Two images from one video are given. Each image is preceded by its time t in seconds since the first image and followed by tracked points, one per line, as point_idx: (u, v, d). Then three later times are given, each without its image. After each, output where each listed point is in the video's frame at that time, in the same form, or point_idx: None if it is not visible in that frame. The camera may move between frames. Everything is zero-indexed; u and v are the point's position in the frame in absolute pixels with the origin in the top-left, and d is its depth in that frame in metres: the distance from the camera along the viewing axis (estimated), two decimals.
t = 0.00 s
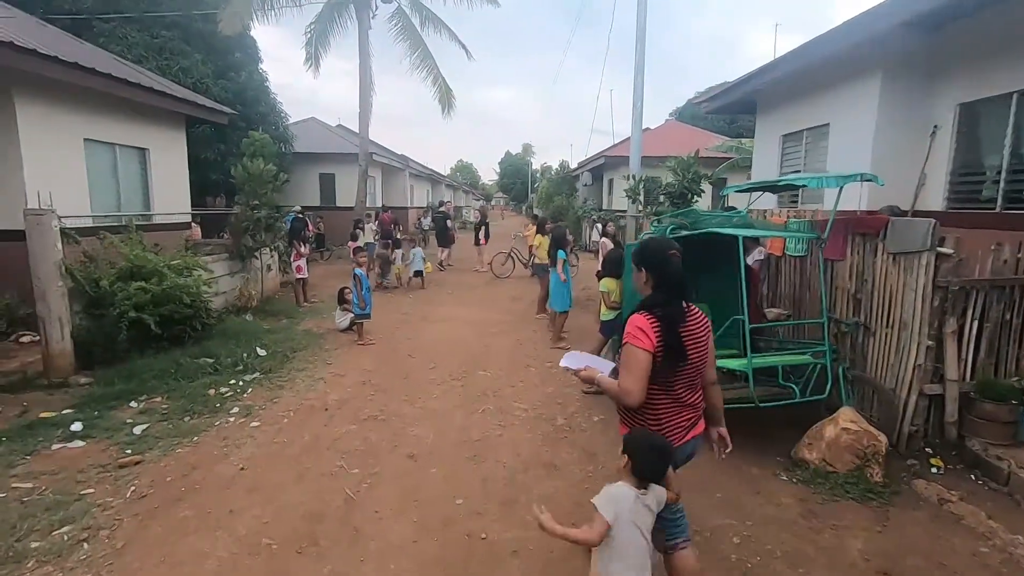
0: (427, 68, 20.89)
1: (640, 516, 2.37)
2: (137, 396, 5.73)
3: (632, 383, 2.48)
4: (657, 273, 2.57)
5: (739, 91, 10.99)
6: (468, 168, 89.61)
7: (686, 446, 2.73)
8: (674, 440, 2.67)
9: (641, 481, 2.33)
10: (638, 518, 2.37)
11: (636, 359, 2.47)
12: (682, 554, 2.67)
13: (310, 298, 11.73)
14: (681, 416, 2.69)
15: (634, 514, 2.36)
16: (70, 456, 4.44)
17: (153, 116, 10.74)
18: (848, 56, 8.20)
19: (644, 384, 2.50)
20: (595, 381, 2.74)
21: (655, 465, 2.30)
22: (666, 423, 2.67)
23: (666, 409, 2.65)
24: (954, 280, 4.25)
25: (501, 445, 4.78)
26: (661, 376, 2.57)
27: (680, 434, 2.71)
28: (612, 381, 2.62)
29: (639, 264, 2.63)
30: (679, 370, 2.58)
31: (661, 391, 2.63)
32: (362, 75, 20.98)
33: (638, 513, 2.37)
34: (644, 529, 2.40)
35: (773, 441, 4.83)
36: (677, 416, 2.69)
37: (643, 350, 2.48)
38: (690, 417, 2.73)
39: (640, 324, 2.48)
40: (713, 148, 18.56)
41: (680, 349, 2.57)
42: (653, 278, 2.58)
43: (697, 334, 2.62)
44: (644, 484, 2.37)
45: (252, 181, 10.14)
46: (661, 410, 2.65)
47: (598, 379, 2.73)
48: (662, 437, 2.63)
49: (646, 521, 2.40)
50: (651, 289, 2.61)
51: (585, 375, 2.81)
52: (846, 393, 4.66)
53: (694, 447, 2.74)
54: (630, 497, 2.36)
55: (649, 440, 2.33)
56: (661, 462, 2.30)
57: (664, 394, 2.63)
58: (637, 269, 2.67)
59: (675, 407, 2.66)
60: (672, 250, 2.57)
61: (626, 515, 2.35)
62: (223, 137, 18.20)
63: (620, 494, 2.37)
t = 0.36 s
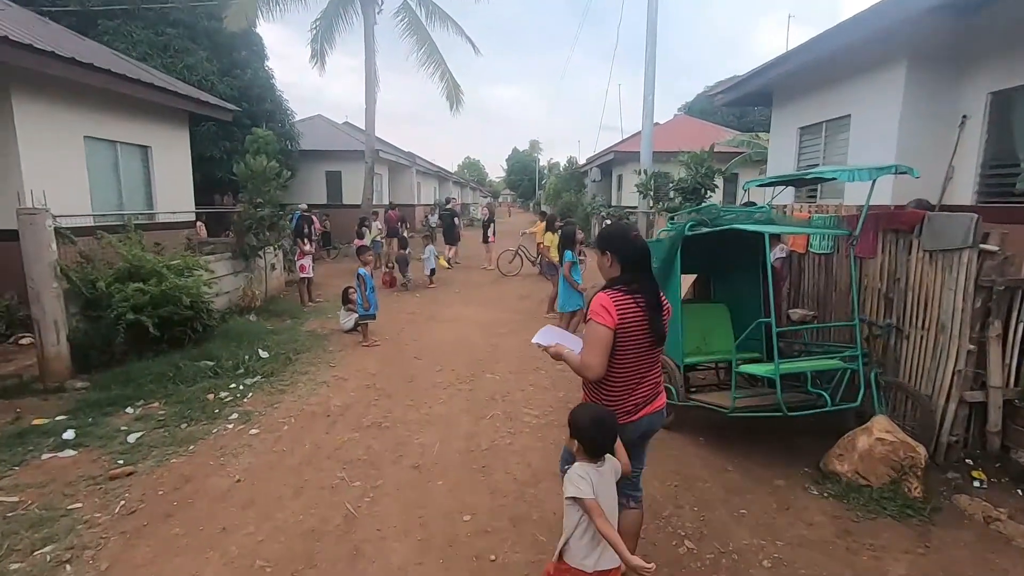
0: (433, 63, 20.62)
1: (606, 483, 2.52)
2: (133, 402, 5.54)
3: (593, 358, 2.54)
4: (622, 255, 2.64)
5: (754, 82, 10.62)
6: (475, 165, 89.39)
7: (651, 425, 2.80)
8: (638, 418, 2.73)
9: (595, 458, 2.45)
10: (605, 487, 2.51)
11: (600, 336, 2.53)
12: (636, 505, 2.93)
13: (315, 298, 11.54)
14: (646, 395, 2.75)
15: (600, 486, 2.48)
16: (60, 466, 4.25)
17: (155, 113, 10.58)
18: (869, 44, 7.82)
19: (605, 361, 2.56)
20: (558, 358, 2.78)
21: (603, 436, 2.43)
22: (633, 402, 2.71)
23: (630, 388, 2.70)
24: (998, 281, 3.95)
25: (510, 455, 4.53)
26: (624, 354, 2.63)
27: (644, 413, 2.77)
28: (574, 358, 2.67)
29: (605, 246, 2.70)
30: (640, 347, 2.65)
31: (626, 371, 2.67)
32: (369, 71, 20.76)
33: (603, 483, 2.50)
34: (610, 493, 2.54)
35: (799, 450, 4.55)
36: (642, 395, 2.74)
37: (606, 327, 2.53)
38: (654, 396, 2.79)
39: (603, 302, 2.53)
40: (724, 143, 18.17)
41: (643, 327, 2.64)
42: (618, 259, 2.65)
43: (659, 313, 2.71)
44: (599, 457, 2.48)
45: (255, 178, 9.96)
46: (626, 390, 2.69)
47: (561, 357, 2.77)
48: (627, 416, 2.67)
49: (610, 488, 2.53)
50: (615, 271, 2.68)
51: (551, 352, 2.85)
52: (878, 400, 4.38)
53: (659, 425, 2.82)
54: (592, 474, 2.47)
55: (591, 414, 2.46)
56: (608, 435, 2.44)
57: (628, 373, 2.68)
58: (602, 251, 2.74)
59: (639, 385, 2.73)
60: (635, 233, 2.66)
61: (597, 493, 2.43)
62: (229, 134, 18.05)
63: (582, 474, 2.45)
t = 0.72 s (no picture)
0: (436, 59, 20.34)
1: (564, 468, 2.69)
2: (122, 411, 5.28)
3: (551, 357, 2.64)
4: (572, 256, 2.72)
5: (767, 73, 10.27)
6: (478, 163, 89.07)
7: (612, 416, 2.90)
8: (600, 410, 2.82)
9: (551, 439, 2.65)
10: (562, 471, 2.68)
11: (553, 336, 2.63)
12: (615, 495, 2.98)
13: (316, 299, 11.29)
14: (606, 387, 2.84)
15: (556, 468, 2.67)
16: (39, 483, 3.99)
17: (152, 110, 10.33)
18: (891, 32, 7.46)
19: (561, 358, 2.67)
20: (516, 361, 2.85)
21: (561, 424, 2.57)
22: (594, 394, 2.81)
23: (590, 381, 2.80)
24: None
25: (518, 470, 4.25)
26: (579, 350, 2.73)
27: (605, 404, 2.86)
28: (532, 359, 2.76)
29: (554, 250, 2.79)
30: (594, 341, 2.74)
31: (583, 365, 2.77)
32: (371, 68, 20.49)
33: (559, 466, 2.67)
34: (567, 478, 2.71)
35: (829, 463, 4.24)
36: (602, 388, 2.83)
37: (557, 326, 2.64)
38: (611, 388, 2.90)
39: (554, 304, 2.63)
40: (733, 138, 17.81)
41: (595, 323, 2.75)
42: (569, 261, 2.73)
43: (612, 308, 2.80)
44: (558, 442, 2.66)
45: (253, 176, 9.70)
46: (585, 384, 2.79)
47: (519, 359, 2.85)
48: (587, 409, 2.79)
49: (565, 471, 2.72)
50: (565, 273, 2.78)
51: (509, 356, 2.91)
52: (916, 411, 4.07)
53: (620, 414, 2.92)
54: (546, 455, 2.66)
55: (556, 405, 2.55)
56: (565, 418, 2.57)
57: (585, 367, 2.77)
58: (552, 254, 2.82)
59: (596, 377, 2.83)
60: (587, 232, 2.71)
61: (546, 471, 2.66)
62: (230, 133, 17.83)
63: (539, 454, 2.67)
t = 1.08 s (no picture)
0: (439, 54, 20.02)
1: (527, 448, 2.68)
2: (105, 419, 5.01)
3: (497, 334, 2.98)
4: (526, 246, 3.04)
5: (780, 68, 9.95)
6: (481, 161, 88.91)
7: (557, 395, 3.18)
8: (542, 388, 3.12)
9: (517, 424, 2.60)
10: (525, 451, 2.67)
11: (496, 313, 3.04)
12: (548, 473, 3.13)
13: (314, 298, 11.02)
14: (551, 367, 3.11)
15: (520, 450, 2.64)
16: (9, 499, 3.73)
17: (146, 104, 10.06)
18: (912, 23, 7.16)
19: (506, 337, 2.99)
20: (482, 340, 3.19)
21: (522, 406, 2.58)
22: (538, 371, 3.13)
23: (535, 359, 3.12)
24: None
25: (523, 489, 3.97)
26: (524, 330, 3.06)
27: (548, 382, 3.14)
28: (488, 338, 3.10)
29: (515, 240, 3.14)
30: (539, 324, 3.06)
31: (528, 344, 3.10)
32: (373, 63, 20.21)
33: (522, 448, 2.65)
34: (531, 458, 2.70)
35: (857, 481, 3.96)
36: (546, 368, 3.11)
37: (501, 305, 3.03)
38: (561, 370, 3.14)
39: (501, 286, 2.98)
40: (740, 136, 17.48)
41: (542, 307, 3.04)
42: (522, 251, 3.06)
43: (561, 295, 3.06)
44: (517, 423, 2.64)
45: (248, 173, 9.38)
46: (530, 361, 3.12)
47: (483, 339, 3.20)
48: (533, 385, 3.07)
49: (530, 453, 2.69)
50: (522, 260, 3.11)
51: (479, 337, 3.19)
52: (953, 427, 3.77)
53: (567, 397, 3.17)
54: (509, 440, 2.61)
55: (511, 386, 2.59)
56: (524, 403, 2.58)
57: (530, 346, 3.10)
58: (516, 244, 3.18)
59: (544, 358, 3.11)
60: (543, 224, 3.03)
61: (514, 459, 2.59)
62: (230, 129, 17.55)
63: (501, 441, 2.59)
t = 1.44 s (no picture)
0: (438, 49, 19.71)
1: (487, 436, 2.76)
2: (89, 430, 4.74)
3: (484, 324, 3.04)
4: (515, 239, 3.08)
5: (790, 58, 9.65)
6: (481, 158, 88.59)
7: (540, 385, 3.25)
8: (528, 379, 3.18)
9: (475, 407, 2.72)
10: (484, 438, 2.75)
11: (486, 305, 3.07)
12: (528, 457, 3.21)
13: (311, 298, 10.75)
14: (535, 357, 3.21)
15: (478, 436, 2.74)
16: None
17: (138, 99, 9.77)
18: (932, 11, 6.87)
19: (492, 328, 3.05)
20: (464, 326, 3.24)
21: (477, 392, 2.72)
22: (523, 363, 3.19)
23: (521, 351, 3.17)
24: None
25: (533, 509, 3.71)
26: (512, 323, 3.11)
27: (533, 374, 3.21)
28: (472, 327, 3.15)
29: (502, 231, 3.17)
30: (526, 316, 3.13)
31: (516, 336, 3.15)
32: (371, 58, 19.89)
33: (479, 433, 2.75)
34: (492, 445, 2.78)
35: (893, 495, 3.69)
36: (530, 359, 3.21)
37: (491, 298, 3.06)
38: (541, 362, 3.25)
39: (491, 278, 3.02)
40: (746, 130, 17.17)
41: (527, 300, 3.11)
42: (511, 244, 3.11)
43: (546, 289, 3.14)
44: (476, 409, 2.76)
45: (243, 169, 9.03)
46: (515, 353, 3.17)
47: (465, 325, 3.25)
48: (513, 376, 3.15)
49: (493, 439, 2.78)
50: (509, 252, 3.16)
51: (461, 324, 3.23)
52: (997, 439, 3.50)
53: (549, 387, 3.27)
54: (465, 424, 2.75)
55: (467, 370, 2.74)
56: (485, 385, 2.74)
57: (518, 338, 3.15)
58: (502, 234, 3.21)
59: (526, 350, 3.20)
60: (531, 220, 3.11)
61: (470, 442, 2.72)
62: (226, 125, 17.26)
63: (461, 424, 2.75)
